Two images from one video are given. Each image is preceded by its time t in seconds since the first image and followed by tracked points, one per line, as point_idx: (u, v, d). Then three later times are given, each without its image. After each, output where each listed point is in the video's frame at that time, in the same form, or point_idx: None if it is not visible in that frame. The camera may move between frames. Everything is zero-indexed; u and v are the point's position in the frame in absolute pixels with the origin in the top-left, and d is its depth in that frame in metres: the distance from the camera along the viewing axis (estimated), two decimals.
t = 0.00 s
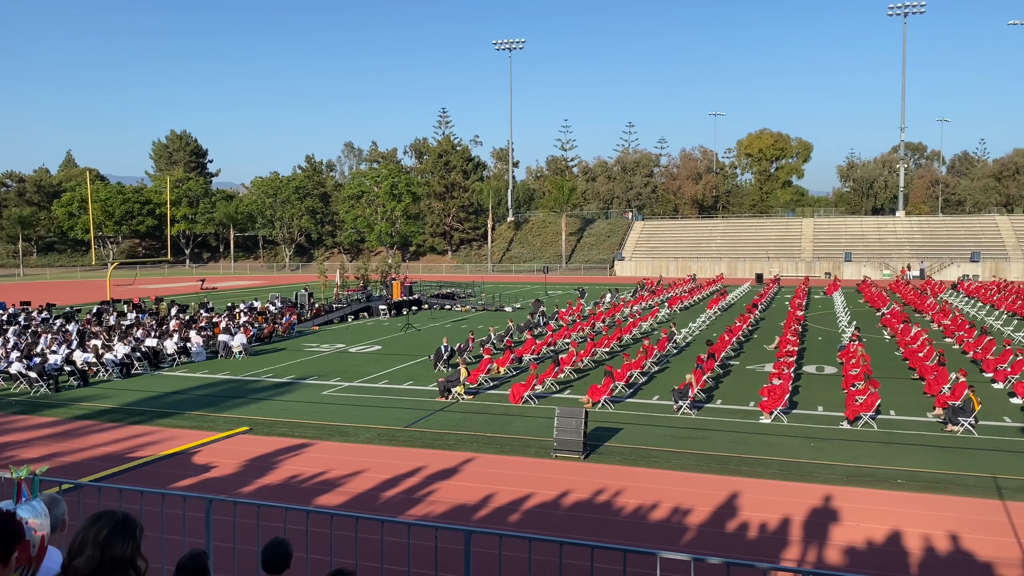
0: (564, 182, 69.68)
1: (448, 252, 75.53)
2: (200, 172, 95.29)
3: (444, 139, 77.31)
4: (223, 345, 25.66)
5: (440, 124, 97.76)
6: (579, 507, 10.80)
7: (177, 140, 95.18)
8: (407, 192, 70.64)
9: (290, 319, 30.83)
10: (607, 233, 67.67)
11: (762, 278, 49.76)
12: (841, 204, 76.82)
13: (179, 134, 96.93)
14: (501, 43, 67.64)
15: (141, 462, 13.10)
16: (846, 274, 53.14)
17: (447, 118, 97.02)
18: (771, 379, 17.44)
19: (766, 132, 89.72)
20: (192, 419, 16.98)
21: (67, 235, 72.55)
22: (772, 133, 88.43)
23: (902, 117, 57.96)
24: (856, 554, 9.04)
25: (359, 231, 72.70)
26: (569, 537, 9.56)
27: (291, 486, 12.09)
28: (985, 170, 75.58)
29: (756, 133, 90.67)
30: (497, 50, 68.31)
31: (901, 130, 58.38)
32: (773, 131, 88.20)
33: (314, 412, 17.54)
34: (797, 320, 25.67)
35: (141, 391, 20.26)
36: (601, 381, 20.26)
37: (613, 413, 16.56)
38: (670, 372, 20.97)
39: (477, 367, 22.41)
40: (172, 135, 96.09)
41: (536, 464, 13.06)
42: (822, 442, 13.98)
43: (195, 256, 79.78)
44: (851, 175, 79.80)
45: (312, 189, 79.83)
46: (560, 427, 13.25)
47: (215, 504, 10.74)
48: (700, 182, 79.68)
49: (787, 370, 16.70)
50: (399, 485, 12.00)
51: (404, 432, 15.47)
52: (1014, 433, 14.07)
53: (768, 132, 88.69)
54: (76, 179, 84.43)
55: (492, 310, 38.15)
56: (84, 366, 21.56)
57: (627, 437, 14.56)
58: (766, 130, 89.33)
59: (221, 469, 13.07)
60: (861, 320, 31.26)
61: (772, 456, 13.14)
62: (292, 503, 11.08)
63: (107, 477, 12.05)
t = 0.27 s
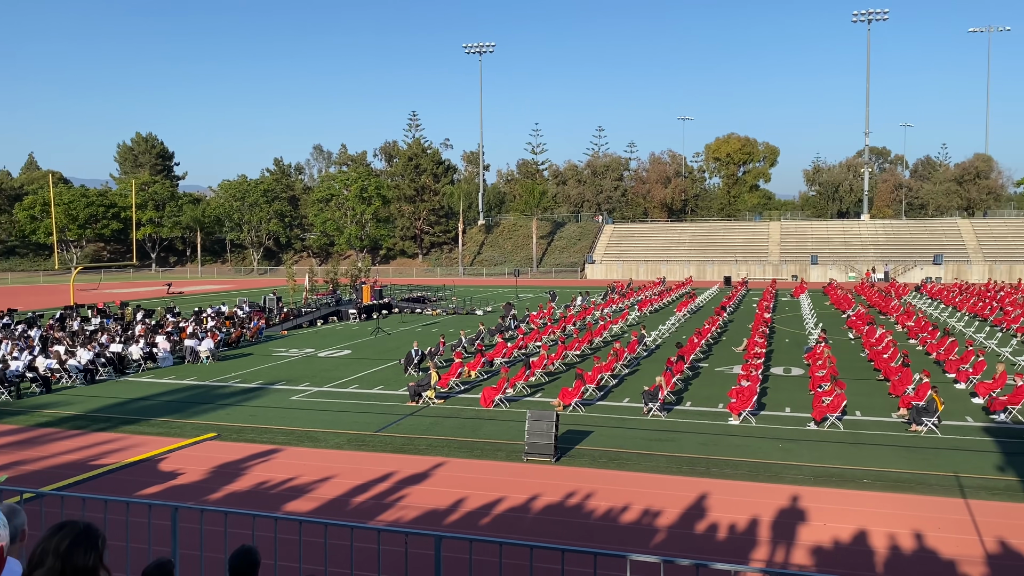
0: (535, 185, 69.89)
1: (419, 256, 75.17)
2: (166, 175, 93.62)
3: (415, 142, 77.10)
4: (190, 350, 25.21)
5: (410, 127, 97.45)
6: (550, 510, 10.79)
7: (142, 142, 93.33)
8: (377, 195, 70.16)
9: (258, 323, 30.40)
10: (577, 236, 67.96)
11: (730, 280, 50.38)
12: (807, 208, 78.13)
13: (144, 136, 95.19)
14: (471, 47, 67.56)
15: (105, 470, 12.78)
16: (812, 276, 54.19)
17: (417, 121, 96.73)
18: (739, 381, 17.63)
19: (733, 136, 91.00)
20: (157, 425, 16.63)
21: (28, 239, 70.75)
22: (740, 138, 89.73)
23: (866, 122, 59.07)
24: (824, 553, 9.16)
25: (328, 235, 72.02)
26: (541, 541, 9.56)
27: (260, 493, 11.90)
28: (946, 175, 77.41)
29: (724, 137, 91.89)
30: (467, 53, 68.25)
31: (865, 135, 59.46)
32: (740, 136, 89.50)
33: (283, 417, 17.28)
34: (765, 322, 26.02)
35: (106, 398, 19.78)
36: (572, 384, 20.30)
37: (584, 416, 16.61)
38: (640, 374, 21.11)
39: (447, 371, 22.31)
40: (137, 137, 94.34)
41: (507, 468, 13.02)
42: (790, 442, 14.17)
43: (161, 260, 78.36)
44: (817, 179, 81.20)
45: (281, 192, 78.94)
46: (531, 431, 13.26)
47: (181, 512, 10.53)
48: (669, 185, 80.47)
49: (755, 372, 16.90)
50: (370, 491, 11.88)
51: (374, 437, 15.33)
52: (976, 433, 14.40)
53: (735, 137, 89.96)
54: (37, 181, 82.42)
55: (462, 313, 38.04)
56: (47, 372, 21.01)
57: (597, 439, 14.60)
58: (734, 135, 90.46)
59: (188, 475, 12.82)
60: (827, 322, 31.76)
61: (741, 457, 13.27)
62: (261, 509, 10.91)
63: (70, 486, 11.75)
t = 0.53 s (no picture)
0: (505, 188, 69.91)
1: (388, 259, 74.62)
2: (130, 177, 91.79)
3: (384, 144, 76.72)
4: (155, 354, 24.69)
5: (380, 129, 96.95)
6: (520, 513, 10.77)
7: (106, 144, 91.40)
8: (346, 198, 69.56)
9: (225, 327, 29.91)
10: (547, 239, 68.14)
11: (698, 283, 50.92)
12: (774, 211, 79.29)
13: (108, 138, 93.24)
14: (440, 49, 67.44)
15: (66, 477, 12.44)
16: (779, 279, 55.06)
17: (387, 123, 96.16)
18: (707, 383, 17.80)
19: (701, 140, 92.13)
20: (121, 431, 16.24)
21: None
22: (707, 142, 90.88)
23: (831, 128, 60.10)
24: (790, 554, 9.27)
25: (296, 238, 71.16)
26: (511, 545, 9.53)
27: (226, 499, 11.68)
28: (908, 180, 79.05)
29: (692, 141, 92.96)
30: (436, 56, 68.02)
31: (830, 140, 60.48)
32: (708, 140, 90.66)
33: (250, 422, 17.00)
34: (732, 325, 26.34)
35: (67, 403, 19.28)
36: (542, 387, 20.32)
37: (554, 419, 16.63)
38: (609, 377, 21.23)
39: (417, 374, 22.18)
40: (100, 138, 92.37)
41: (478, 471, 12.97)
42: (757, 444, 14.33)
43: (125, 263, 76.76)
44: (783, 183, 82.48)
45: (248, 194, 77.85)
46: (501, 434, 13.22)
47: (144, 519, 10.30)
48: (638, 189, 81.09)
49: (722, 374, 17.08)
50: (339, 496, 11.74)
51: (343, 442, 15.15)
52: (937, 433, 14.72)
53: (703, 141, 91.08)
54: None
55: (432, 317, 37.86)
56: (6, 378, 20.43)
57: (567, 442, 14.62)
58: (701, 139, 91.62)
59: (153, 482, 12.54)
60: (794, 324, 32.25)
61: (709, 459, 13.38)
62: (227, 516, 10.71)
63: (29, 494, 11.41)
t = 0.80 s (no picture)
0: (475, 191, 69.88)
1: (357, 261, 74.00)
2: (93, 177, 89.80)
3: (352, 146, 76.05)
4: (118, 358, 24.14)
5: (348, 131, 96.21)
6: (488, 515, 10.74)
7: (68, 143, 89.26)
8: (314, 199, 68.88)
9: (190, 330, 29.36)
10: (517, 242, 68.23)
11: (666, 286, 51.41)
12: (740, 214, 80.37)
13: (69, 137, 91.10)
14: (410, 51, 67.15)
15: (24, 483, 12.09)
16: (745, 282, 55.69)
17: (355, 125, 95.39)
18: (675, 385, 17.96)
19: (669, 144, 93.08)
20: (83, 436, 15.84)
21: None
22: (675, 146, 91.90)
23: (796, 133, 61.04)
24: (756, 553, 9.38)
25: (263, 240, 70.23)
26: (479, 548, 9.49)
27: (191, 504, 11.46)
28: (870, 185, 80.69)
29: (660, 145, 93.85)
30: (405, 57, 67.68)
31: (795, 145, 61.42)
32: (676, 144, 91.67)
33: (215, 426, 16.69)
34: (699, 327, 26.65)
35: (26, 408, 18.73)
36: (511, 390, 20.30)
37: (523, 421, 16.63)
38: (578, 379, 21.28)
39: (386, 377, 22.02)
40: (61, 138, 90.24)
41: (447, 475, 12.90)
42: (724, 444, 14.49)
43: (88, 265, 75.08)
44: (749, 187, 83.63)
45: (214, 196, 76.64)
46: (470, 437, 13.18)
47: (105, 525, 10.06)
48: (607, 192, 81.62)
49: (690, 376, 17.24)
50: (306, 500, 11.59)
51: (310, 446, 14.97)
52: (898, 433, 15.02)
53: (671, 145, 92.05)
54: None
55: (401, 319, 37.61)
56: None
57: (536, 444, 14.63)
58: (669, 143, 92.59)
59: (115, 487, 12.25)
60: (760, 326, 32.70)
61: (676, 460, 13.50)
62: (192, 522, 10.51)
63: None
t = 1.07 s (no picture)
0: (445, 191, 69.64)
1: (324, 262, 73.20)
2: (53, 175, 87.64)
3: (320, 146, 75.21)
4: (79, 360, 23.53)
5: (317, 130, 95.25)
6: (457, 517, 10.69)
7: (27, 141, 86.88)
8: (281, 199, 68.00)
9: (154, 331, 28.75)
10: (487, 243, 68.16)
11: (635, 288, 51.78)
12: (708, 217, 81.27)
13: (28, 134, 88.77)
14: (379, 50, 66.71)
15: None
16: (712, 283, 56.27)
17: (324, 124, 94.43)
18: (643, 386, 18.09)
19: (638, 147, 93.80)
20: (42, 439, 15.42)
21: None
22: (644, 149, 92.65)
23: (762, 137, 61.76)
24: (721, 552, 9.48)
25: (229, 240, 69.11)
26: (448, 550, 9.44)
27: (154, 508, 11.22)
28: (834, 188, 82.06)
29: (629, 147, 94.50)
30: (374, 56, 67.14)
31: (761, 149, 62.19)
32: (645, 147, 92.42)
33: (178, 430, 16.35)
34: (667, 328, 26.89)
35: None
36: (480, 391, 20.26)
37: (492, 422, 16.59)
38: (547, 380, 21.29)
39: (353, 379, 21.81)
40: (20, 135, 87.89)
41: (415, 477, 12.82)
42: (690, 445, 14.63)
43: (48, 265, 73.23)
44: (716, 190, 84.61)
45: (179, 195, 75.25)
46: (438, 439, 13.11)
47: (64, 530, 9.81)
48: (576, 194, 81.94)
49: (657, 377, 17.36)
50: (272, 503, 11.42)
51: (276, 448, 14.76)
52: (861, 433, 15.30)
53: (639, 147, 92.78)
54: None
55: (370, 321, 37.31)
56: None
57: (505, 446, 14.60)
58: (638, 145, 93.34)
59: (75, 492, 11.93)
60: (726, 327, 33.11)
61: (644, 460, 13.59)
62: (154, 526, 10.30)
63: None
